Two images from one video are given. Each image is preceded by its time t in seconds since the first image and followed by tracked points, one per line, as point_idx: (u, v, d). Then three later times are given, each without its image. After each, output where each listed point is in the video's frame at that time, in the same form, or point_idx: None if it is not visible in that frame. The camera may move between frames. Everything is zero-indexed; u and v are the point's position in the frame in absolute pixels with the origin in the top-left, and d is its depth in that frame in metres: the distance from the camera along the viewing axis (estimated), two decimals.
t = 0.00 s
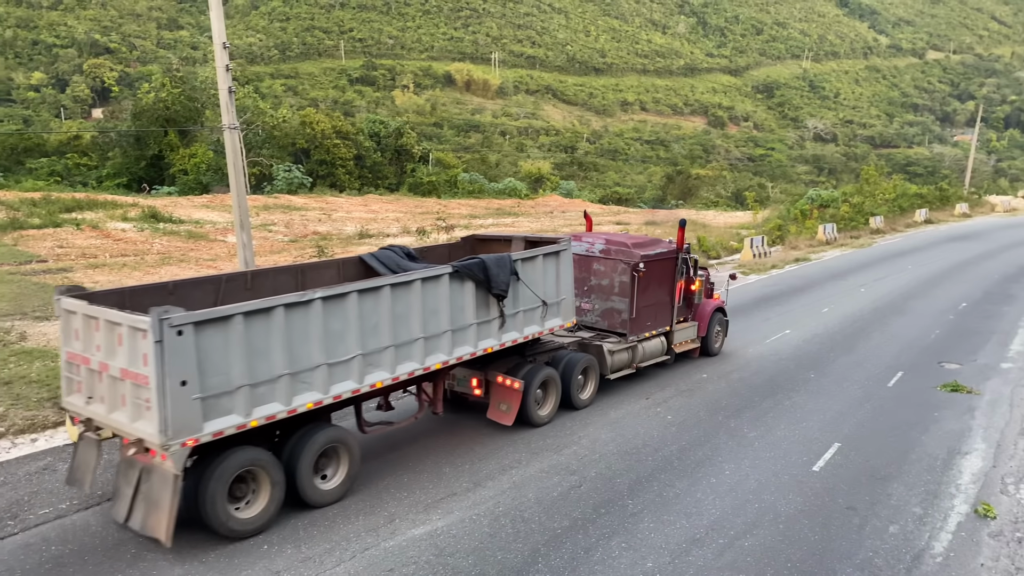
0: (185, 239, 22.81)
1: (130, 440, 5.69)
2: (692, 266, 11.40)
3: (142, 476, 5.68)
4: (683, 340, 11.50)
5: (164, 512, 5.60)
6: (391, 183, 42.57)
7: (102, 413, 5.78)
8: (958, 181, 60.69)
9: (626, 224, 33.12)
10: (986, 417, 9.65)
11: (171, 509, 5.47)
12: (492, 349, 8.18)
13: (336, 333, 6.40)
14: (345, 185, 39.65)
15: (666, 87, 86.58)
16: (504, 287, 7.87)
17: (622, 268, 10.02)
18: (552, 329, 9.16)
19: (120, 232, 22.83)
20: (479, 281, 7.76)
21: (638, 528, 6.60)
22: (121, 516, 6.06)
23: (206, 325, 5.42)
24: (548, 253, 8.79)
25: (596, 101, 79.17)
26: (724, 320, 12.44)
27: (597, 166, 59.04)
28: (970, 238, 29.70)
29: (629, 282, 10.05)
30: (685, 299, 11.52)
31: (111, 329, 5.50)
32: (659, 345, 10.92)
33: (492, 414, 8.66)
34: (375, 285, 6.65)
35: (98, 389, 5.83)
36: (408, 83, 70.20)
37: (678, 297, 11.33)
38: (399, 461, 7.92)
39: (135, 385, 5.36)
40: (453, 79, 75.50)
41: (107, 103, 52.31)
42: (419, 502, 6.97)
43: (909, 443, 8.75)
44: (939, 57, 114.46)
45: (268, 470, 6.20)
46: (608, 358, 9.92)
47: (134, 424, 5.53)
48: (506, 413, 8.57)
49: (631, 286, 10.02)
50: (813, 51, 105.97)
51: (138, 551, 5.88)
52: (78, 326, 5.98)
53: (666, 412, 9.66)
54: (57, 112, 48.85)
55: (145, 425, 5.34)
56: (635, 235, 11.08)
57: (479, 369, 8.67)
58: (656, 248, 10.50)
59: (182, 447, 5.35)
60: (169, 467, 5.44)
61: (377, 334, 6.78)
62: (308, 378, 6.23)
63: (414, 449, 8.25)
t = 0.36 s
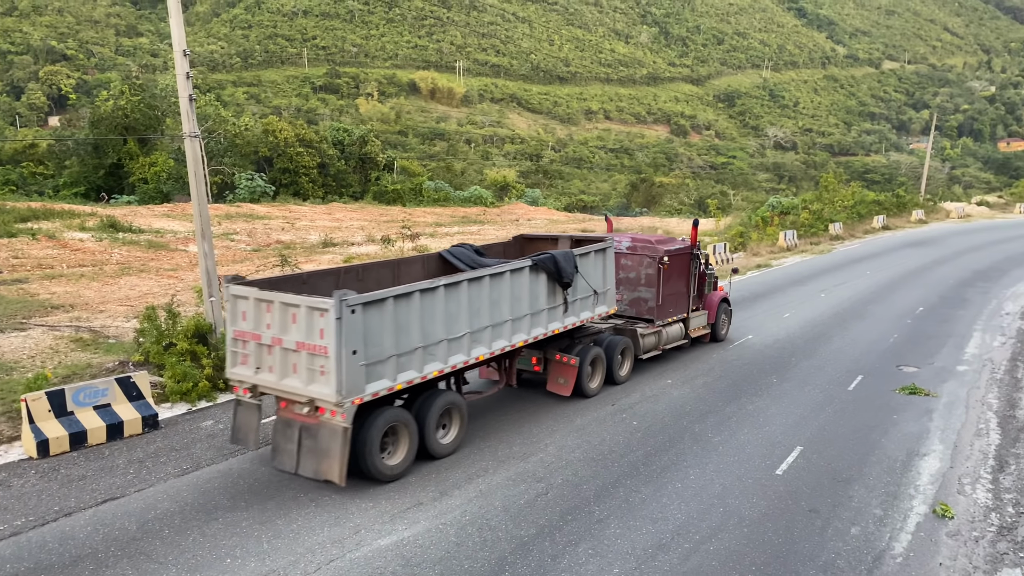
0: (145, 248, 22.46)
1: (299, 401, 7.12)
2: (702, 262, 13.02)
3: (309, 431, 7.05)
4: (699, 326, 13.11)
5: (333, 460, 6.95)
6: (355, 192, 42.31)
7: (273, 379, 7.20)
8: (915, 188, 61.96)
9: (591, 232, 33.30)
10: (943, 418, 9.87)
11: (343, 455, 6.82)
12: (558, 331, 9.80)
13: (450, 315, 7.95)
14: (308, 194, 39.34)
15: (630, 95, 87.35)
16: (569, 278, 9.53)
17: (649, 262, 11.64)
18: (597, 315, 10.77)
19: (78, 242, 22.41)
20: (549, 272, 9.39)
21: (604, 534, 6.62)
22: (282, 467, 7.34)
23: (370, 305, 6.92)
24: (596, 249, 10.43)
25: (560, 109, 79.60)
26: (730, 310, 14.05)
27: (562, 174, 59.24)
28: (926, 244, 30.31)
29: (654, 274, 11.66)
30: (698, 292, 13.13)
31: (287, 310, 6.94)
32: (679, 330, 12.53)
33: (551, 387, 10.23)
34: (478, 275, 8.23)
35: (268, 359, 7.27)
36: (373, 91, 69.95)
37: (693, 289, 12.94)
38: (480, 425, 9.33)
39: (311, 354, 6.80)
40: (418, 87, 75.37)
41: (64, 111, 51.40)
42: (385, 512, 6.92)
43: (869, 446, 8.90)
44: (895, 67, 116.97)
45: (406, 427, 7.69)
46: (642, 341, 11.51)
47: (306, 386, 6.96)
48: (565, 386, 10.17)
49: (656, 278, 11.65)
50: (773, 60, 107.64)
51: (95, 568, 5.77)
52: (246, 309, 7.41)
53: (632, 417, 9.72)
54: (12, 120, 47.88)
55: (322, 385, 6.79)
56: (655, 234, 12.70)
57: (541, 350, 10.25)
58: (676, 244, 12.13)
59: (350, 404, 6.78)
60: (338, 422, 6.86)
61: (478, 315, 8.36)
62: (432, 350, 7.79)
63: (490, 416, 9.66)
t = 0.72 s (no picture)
0: (108, 258, 22.09)
1: (403, 374, 8.51)
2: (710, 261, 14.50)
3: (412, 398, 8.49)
4: (704, 317, 14.64)
5: (435, 422, 8.39)
6: (323, 201, 42.07)
7: (381, 355, 8.56)
8: (877, 196, 63.11)
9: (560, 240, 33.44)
10: (907, 422, 10.03)
11: (445, 417, 8.27)
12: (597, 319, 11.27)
13: (522, 301, 9.41)
14: (276, 203, 39.04)
15: (598, 104, 87.98)
16: (610, 273, 11.04)
17: (665, 259, 13.13)
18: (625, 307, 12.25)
19: (39, 252, 22.02)
20: (594, 268, 10.92)
21: (575, 541, 6.64)
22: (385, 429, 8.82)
23: (468, 293, 8.30)
24: (627, 248, 11.98)
25: (529, 118, 79.85)
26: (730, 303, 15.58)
27: (531, 182, 59.41)
28: (887, 250, 30.84)
29: (669, 270, 13.13)
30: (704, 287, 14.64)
31: (398, 296, 8.31)
32: (689, 321, 14.07)
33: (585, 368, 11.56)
34: (544, 270, 9.73)
35: (376, 338, 8.62)
36: (341, 99, 69.70)
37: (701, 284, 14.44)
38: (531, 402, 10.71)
39: (421, 333, 8.17)
40: (387, 95, 75.17)
41: (24, 119, 50.50)
42: (354, 522, 6.87)
43: (835, 450, 9.02)
44: (856, 76, 119.13)
45: (490, 396, 9.12)
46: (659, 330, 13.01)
47: (413, 359, 8.36)
48: (598, 367, 11.51)
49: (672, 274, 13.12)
50: (738, 70, 109.06)
51: None
52: (355, 296, 8.75)
53: (601, 424, 9.76)
54: None
55: (429, 357, 8.18)
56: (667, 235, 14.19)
57: (578, 336, 11.51)
58: (686, 245, 13.59)
59: (452, 375, 8.19)
60: (441, 390, 8.27)
61: (543, 303, 9.85)
62: (509, 333, 9.24)
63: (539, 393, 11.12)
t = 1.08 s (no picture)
0: (66, 269, 21.66)
1: (473, 354, 10.24)
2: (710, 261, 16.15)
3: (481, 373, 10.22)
4: (704, 312, 16.33)
5: (500, 393, 10.10)
6: (288, 210, 41.69)
7: (455, 337, 10.24)
8: (838, 204, 64.16)
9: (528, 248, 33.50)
10: (869, 427, 10.18)
11: (509, 388, 9.96)
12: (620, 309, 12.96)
13: (566, 293, 11.10)
14: (239, 212, 38.64)
15: (564, 114, 88.43)
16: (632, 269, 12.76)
17: (673, 259, 14.76)
18: (641, 301, 13.94)
19: None
20: (619, 265, 12.66)
21: (544, 551, 6.62)
22: (452, 400, 10.57)
23: (530, 285, 9.98)
24: (643, 248, 13.71)
25: (496, 127, 79.97)
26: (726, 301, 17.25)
27: (499, 191, 59.43)
28: (849, 258, 31.31)
29: (678, 269, 14.73)
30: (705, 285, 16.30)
31: (470, 288, 10.02)
32: (692, 316, 15.77)
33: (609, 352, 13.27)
34: (582, 265, 11.46)
35: (450, 323, 10.31)
36: (306, 108, 69.22)
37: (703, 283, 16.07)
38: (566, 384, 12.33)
39: (491, 318, 9.88)
40: (352, 104, 74.77)
41: None
42: (321, 535, 6.78)
43: (800, 455, 9.12)
44: (816, 87, 121.17)
45: (544, 372, 10.78)
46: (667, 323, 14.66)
47: (483, 339, 10.07)
48: (620, 351, 13.25)
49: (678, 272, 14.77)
50: (702, 80, 110.33)
51: None
52: (431, 288, 10.47)
53: (569, 433, 9.76)
54: None
55: (498, 338, 9.87)
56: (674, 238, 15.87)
57: (603, 326, 13.18)
58: (693, 246, 15.19)
59: (518, 352, 9.89)
60: (507, 366, 9.99)
61: (581, 294, 11.56)
62: (558, 317, 10.94)
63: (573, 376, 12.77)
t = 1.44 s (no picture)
0: (18, 281, 21.18)
1: (514, 339, 12.04)
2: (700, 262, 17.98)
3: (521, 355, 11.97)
4: (697, 307, 18.17)
5: (539, 371, 11.89)
6: (247, 220, 41.22)
7: (500, 326, 12.04)
8: (796, 213, 65.36)
9: (491, 258, 33.55)
10: (827, 432, 10.37)
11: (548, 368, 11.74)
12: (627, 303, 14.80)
13: (588, 288, 12.95)
14: (198, 223, 38.18)
15: (526, 123, 88.86)
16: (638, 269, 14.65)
17: (669, 260, 16.62)
18: (644, 296, 15.81)
19: None
20: (626, 265, 14.55)
21: (508, 561, 6.61)
22: (494, 378, 12.33)
23: (563, 281, 11.81)
24: (646, 250, 15.61)
25: (458, 136, 80.07)
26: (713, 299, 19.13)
27: (462, 200, 59.40)
28: (807, 266, 31.90)
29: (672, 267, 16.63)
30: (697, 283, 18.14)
31: (513, 284, 11.80)
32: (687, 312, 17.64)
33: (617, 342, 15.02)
34: (599, 264, 13.33)
35: (494, 315, 12.09)
36: (266, 116, 68.62)
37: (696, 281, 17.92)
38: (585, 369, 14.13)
39: (532, 309, 11.69)
40: (313, 113, 74.32)
41: None
42: (282, 551, 6.69)
43: (761, 462, 9.22)
44: (773, 98, 123.34)
45: (573, 355, 12.57)
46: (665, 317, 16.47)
47: (523, 327, 11.91)
48: (626, 340, 15.01)
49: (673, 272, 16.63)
50: (662, 91, 111.67)
51: None
52: (477, 284, 12.24)
53: (534, 442, 9.78)
54: None
55: (538, 326, 11.69)
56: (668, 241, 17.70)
57: (613, 318, 14.96)
58: (685, 248, 17.06)
59: (554, 337, 11.71)
60: (546, 349, 11.80)
61: (599, 290, 13.43)
62: (582, 309, 12.79)
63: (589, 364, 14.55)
